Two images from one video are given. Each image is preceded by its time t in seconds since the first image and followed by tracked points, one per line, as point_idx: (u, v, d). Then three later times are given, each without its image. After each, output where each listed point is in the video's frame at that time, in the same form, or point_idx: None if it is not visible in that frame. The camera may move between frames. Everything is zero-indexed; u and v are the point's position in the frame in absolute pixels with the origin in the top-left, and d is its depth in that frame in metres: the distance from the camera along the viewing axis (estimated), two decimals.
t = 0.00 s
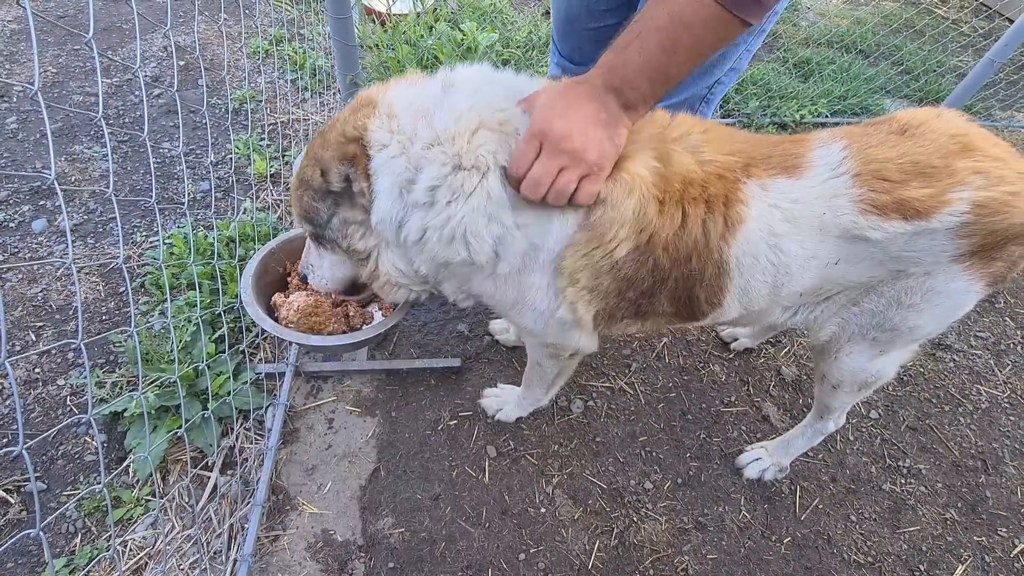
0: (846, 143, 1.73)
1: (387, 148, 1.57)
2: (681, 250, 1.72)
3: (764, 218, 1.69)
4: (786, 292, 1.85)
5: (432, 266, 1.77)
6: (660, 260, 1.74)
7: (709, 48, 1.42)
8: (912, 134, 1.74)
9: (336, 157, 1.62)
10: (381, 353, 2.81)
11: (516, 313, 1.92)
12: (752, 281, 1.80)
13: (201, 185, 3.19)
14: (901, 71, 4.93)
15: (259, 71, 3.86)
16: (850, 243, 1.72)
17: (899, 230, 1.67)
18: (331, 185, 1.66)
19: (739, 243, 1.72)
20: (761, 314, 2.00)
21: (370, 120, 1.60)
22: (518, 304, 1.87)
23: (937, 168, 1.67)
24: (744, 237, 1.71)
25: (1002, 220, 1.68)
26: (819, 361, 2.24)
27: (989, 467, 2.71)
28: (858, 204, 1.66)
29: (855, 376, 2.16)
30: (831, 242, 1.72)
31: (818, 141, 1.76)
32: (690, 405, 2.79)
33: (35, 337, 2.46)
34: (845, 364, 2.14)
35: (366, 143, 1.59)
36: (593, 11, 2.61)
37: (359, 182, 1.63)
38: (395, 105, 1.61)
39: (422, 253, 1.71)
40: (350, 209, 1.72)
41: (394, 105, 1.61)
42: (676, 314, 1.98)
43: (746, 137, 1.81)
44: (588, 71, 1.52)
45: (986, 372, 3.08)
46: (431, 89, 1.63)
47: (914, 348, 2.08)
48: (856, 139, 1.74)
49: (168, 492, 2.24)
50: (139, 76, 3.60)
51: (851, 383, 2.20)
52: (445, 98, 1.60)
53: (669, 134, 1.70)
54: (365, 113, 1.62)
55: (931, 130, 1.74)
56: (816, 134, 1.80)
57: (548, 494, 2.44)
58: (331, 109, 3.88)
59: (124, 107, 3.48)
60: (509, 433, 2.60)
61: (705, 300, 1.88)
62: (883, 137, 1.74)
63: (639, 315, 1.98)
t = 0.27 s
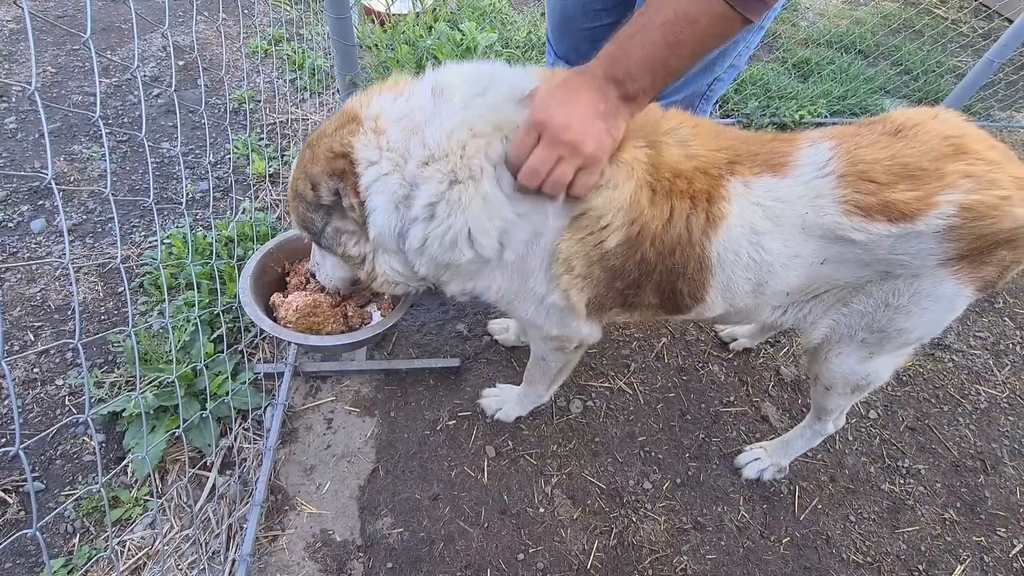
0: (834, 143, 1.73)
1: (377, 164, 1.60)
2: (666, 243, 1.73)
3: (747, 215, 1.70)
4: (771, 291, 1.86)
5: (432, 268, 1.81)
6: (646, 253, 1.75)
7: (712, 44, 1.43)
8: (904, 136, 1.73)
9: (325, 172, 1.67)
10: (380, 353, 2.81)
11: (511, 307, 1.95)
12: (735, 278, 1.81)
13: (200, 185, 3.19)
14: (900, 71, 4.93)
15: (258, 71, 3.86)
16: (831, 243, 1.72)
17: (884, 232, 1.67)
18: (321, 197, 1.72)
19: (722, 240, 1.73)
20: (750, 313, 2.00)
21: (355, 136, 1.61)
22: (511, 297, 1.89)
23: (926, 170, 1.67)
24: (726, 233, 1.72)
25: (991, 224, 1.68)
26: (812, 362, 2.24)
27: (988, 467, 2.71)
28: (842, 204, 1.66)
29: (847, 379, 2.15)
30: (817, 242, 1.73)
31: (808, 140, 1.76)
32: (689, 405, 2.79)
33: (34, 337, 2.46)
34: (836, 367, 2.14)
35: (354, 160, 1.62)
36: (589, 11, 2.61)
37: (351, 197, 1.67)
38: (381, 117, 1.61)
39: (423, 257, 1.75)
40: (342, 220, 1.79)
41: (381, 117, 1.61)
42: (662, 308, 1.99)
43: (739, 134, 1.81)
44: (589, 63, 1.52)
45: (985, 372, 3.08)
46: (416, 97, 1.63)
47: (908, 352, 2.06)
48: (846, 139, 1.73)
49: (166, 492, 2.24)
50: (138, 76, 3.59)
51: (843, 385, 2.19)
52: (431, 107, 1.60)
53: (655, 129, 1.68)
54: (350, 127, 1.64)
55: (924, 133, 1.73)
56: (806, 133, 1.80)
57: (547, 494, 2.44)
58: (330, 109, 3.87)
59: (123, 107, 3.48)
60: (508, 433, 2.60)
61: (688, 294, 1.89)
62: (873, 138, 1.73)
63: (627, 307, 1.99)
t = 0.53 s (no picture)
0: (838, 143, 1.72)
1: (388, 171, 1.61)
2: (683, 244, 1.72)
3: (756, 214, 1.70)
4: (777, 289, 1.85)
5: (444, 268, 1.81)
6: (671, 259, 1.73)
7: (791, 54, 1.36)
8: (905, 137, 1.74)
9: (331, 175, 1.66)
10: (381, 353, 2.82)
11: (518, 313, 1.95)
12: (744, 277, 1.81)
13: (201, 186, 3.19)
14: (901, 72, 4.93)
15: (259, 72, 3.87)
16: (842, 243, 1.72)
17: (889, 230, 1.67)
18: (324, 201, 1.71)
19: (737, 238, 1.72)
20: (752, 314, 2.02)
21: (364, 145, 1.63)
22: (523, 306, 1.89)
23: (929, 171, 1.67)
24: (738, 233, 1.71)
25: (990, 227, 1.68)
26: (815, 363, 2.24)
27: (988, 468, 2.71)
28: (848, 204, 1.66)
29: (847, 378, 2.15)
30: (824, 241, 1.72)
31: (815, 141, 1.75)
32: (690, 406, 2.79)
33: (35, 338, 2.47)
34: (840, 367, 2.14)
35: (360, 168, 1.63)
36: (586, 10, 2.61)
37: (355, 204, 1.68)
38: (392, 125, 1.63)
39: (437, 258, 1.76)
40: (341, 220, 1.77)
41: (390, 125, 1.63)
42: (675, 311, 1.99)
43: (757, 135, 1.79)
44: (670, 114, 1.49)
45: (986, 373, 3.08)
46: (428, 104, 1.65)
47: (912, 355, 2.06)
48: (849, 139, 1.74)
49: (167, 492, 2.24)
50: (139, 77, 3.60)
51: (844, 385, 2.19)
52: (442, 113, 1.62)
53: (671, 131, 1.67)
54: (358, 136, 1.65)
55: (925, 134, 1.74)
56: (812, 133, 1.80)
57: (548, 495, 2.44)
58: (331, 110, 3.88)
59: (124, 108, 3.48)
60: (509, 434, 2.60)
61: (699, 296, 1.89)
62: (876, 139, 1.74)
63: (641, 313, 1.98)
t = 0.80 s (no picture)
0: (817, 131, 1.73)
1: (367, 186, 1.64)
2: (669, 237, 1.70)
3: (732, 199, 1.69)
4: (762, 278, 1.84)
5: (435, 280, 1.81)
6: (661, 255, 1.73)
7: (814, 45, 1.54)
8: (891, 129, 1.73)
9: (310, 186, 1.71)
10: (381, 353, 2.82)
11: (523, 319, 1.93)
12: (726, 266, 1.79)
13: (201, 186, 3.20)
14: (901, 72, 4.93)
15: (260, 72, 3.87)
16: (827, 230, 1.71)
17: (864, 216, 1.68)
18: (306, 209, 1.77)
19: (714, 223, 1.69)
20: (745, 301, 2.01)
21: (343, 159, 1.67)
22: (529, 311, 1.88)
23: (906, 159, 1.67)
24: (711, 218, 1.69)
25: (969, 215, 1.66)
26: (809, 351, 2.24)
27: (988, 468, 2.71)
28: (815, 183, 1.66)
29: (843, 368, 2.15)
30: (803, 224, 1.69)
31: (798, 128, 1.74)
32: (690, 405, 2.79)
33: (35, 337, 2.46)
34: (833, 355, 2.13)
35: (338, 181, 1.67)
36: (582, 7, 2.60)
37: (333, 216, 1.72)
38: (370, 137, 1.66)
39: (425, 270, 1.76)
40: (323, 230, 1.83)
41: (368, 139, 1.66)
42: (676, 307, 1.97)
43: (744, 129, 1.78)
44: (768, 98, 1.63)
45: (985, 373, 3.08)
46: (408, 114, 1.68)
47: (905, 348, 2.05)
48: (830, 130, 1.74)
49: (167, 492, 2.24)
50: (139, 77, 3.60)
51: (840, 376, 2.19)
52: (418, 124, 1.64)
53: (653, 132, 1.67)
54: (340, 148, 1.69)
55: (911, 128, 1.73)
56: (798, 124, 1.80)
57: (548, 495, 2.44)
58: (331, 110, 3.88)
59: (124, 108, 3.48)
60: (509, 434, 2.60)
61: (696, 291, 1.87)
62: (861, 129, 1.73)
63: (642, 311, 1.96)
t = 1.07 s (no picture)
0: (817, 148, 1.72)
1: (390, 178, 1.64)
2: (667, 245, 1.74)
3: (732, 219, 1.71)
4: (758, 293, 1.85)
5: (439, 268, 1.84)
6: (647, 255, 1.75)
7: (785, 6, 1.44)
8: (889, 143, 1.72)
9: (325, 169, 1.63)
10: (378, 358, 2.81)
11: (510, 308, 1.94)
12: (720, 280, 1.82)
13: (198, 192, 3.20)
14: (896, 74, 4.95)
15: (257, 78, 3.88)
16: (816, 246, 1.72)
17: (866, 235, 1.67)
18: (307, 214, 1.68)
19: (700, 236, 1.73)
20: (738, 314, 2.01)
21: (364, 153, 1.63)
22: (516, 302, 1.90)
23: (910, 175, 1.66)
24: (698, 230, 1.73)
25: (971, 229, 1.67)
26: (807, 370, 2.24)
27: (987, 469, 2.71)
28: (817, 205, 1.67)
29: (842, 384, 2.15)
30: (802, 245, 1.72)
31: (793, 145, 1.75)
32: (688, 408, 2.79)
33: (32, 345, 2.46)
34: (833, 374, 2.14)
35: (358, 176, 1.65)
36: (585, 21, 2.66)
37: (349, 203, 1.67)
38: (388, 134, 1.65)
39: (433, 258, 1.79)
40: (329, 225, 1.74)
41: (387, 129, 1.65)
42: (656, 310, 1.98)
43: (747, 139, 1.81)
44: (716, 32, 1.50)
45: (984, 374, 3.08)
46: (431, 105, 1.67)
47: (901, 363, 2.07)
48: (832, 144, 1.73)
49: (164, 499, 2.23)
50: (136, 84, 3.61)
51: (837, 392, 2.19)
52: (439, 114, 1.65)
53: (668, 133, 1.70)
54: (359, 141, 1.63)
55: (909, 141, 1.72)
56: (790, 138, 1.80)
57: (547, 499, 2.44)
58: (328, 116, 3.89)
59: (122, 115, 3.49)
60: (507, 438, 2.60)
61: (679, 294, 1.88)
62: (859, 144, 1.73)
63: (625, 309, 1.97)
